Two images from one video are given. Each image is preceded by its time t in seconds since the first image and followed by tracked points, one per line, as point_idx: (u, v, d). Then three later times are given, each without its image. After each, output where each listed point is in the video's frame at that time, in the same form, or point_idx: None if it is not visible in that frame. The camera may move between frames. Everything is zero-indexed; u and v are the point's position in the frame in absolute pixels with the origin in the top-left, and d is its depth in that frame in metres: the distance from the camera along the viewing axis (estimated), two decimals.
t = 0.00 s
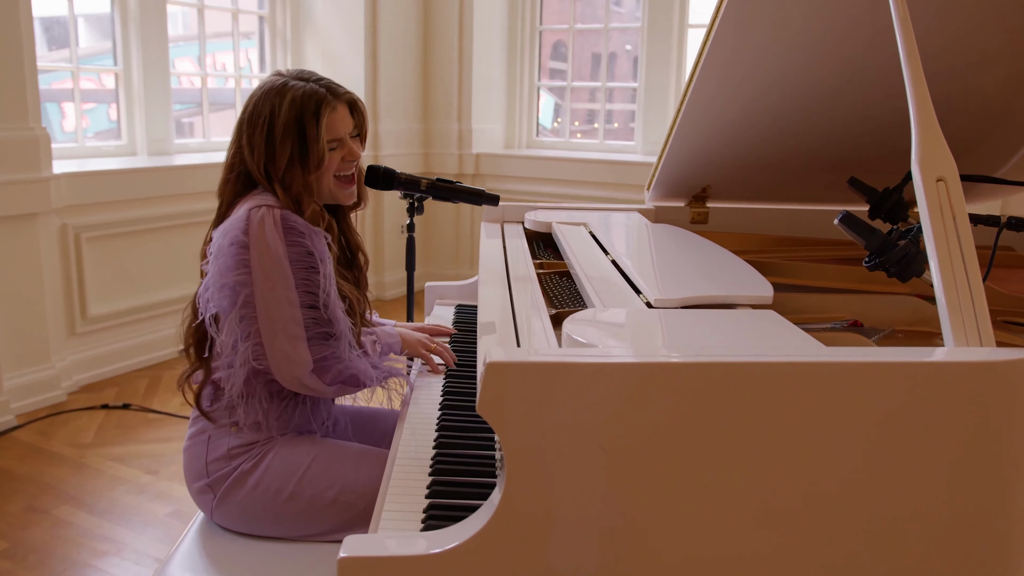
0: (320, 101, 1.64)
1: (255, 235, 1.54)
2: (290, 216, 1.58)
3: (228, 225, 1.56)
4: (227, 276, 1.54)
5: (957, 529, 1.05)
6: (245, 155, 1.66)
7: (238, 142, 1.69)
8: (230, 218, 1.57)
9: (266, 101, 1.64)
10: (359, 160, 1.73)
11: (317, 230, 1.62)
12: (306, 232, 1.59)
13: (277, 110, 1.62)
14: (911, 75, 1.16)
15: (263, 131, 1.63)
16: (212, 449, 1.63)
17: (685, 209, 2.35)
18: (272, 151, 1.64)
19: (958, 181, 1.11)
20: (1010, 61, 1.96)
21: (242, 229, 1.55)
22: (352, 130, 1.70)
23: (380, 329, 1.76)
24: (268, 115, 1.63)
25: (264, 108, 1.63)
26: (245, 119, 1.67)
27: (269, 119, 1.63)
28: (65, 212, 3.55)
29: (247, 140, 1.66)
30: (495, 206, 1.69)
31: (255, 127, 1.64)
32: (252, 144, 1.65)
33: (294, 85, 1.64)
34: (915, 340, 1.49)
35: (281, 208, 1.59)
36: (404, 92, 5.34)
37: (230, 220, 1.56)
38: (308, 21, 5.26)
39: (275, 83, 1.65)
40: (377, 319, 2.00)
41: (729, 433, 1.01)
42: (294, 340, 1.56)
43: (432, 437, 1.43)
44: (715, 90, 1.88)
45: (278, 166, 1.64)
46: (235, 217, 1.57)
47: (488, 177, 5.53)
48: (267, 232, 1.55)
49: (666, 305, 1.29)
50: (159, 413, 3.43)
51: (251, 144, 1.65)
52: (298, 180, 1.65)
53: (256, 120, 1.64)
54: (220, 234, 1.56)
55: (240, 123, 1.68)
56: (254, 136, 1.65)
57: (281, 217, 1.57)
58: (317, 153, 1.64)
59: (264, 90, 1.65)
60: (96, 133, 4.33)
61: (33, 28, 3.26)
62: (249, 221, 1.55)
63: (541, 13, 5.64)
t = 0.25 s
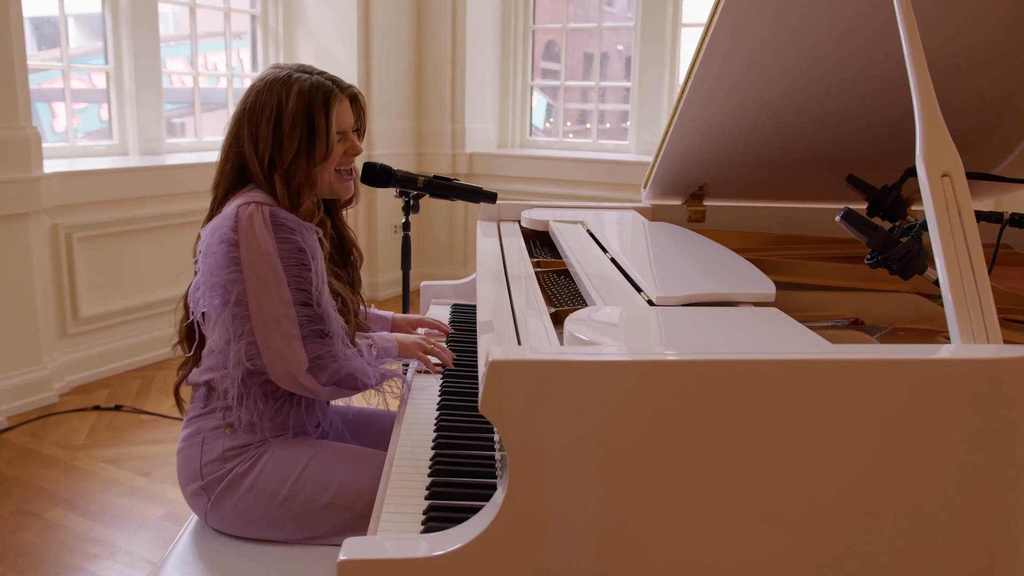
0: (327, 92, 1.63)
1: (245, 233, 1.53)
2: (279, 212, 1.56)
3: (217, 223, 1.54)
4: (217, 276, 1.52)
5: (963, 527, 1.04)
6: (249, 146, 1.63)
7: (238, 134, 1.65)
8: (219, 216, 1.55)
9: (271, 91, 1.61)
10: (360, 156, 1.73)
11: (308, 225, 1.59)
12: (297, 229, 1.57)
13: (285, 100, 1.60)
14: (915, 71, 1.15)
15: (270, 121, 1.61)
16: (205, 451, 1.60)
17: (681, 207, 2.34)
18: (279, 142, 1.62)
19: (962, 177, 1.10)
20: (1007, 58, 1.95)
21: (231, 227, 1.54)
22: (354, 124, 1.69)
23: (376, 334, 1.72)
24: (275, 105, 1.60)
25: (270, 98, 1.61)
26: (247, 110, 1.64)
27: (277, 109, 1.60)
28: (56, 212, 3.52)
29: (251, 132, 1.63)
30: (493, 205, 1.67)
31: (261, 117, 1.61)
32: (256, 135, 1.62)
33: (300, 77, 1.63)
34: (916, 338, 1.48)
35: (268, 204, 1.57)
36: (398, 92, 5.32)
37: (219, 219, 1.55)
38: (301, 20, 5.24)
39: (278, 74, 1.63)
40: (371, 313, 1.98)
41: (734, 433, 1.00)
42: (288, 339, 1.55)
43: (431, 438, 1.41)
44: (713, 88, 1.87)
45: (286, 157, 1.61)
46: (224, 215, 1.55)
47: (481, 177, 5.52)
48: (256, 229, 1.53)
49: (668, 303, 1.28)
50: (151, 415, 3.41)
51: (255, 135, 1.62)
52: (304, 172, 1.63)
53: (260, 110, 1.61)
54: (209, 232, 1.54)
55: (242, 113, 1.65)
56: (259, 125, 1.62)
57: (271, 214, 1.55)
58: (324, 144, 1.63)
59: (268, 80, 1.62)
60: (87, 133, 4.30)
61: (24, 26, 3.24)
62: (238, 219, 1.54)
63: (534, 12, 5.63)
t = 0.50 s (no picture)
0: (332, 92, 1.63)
1: (235, 236, 1.51)
2: (272, 215, 1.54)
3: (206, 227, 1.52)
4: (208, 280, 1.50)
5: (965, 528, 1.04)
6: (252, 142, 1.60)
7: (239, 129, 1.62)
8: (209, 219, 1.53)
9: (276, 87, 1.59)
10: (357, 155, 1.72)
11: (303, 228, 1.58)
12: (289, 231, 1.55)
13: (293, 97, 1.59)
14: (914, 70, 1.15)
15: (277, 118, 1.59)
16: (199, 454, 1.58)
17: (675, 207, 2.33)
18: (285, 139, 1.60)
19: (962, 176, 1.10)
20: (1002, 57, 1.95)
21: (222, 229, 1.51)
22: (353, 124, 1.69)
23: (368, 335, 1.70)
24: (282, 102, 1.59)
25: (277, 95, 1.59)
26: (250, 106, 1.61)
27: (284, 106, 1.59)
28: (44, 212, 3.49)
29: (255, 128, 1.60)
30: (488, 204, 1.65)
31: (268, 113, 1.59)
32: (261, 132, 1.60)
33: (305, 75, 1.62)
34: (914, 337, 1.48)
35: (262, 208, 1.56)
36: (388, 91, 5.30)
37: (210, 222, 1.53)
38: (290, 19, 5.21)
39: (283, 71, 1.62)
40: (365, 315, 1.98)
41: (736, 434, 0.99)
42: (281, 343, 1.53)
43: (426, 439, 1.39)
44: (708, 87, 1.86)
45: (293, 154, 1.60)
46: (215, 218, 1.53)
47: (472, 176, 5.50)
48: (247, 232, 1.51)
49: (666, 303, 1.27)
50: (141, 416, 3.38)
51: (258, 131, 1.60)
52: (309, 170, 1.62)
53: (266, 106, 1.59)
54: (199, 235, 1.52)
55: (243, 108, 1.62)
56: (265, 122, 1.59)
57: (263, 217, 1.54)
58: (330, 143, 1.62)
59: (273, 76, 1.60)
60: (75, 133, 4.27)
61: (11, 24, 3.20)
62: (229, 221, 1.52)
63: (525, 11, 5.61)
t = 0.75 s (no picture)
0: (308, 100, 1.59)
1: (223, 242, 1.49)
2: (257, 220, 1.53)
3: (194, 234, 1.51)
4: (198, 287, 1.49)
5: (969, 531, 1.03)
6: (224, 152, 1.60)
7: (217, 138, 1.63)
8: (196, 226, 1.52)
9: (250, 95, 1.58)
10: (341, 163, 1.68)
11: (288, 233, 1.56)
12: (276, 235, 1.53)
13: (262, 106, 1.57)
14: (915, 73, 1.14)
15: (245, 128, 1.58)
16: (192, 458, 1.56)
17: (670, 207, 2.33)
18: (254, 148, 1.59)
19: (965, 179, 1.10)
20: (995, 58, 1.96)
21: (209, 237, 1.50)
22: (335, 132, 1.65)
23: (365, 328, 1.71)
24: (252, 112, 1.58)
25: (249, 103, 1.58)
26: (227, 114, 1.61)
27: (254, 116, 1.58)
28: (30, 213, 3.45)
29: (228, 137, 1.60)
30: (485, 205, 1.64)
31: (238, 122, 1.59)
32: (233, 141, 1.60)
33: (281, 82, 1.59)
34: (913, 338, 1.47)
35: (245, 212, 1.54)
36: (378, 90, 5.27)
37: (197, 229, 1.51)
38: (279, 18, 5.17)
39: (260, 79, 1.60)
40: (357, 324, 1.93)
41: (743, 440, 0.98)
42: (278, 347, 1.51)
43: (425, 445, 1.38)
44: (704, 89, 1.86)
45: (259, 164, 1.58)
46: (201, 225, 1.52)
47: (462, 176, 5.49)
48: (233, 238, 1.49)
49: (669, 306, 1.27)
50: (131, 419, 3.35)
51: (231, 141, 1.60)
52: (279, 180, 1.60)
53: (237, 116, 1.59)
54: (187, 243, 1.51)
55: (222, 118, 1.62)
56: (237, 131, 1.59)
57: (249, 222, 1.52)
58: (300, 153, 1.59)
59: (249, 85, 1.59)
60: (62, 133, 4.23)
61: None
62: (215, 228, 1.50)
63: (514, 11, 5.60)
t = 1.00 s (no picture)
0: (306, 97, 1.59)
1: (215, 248, 1.48)
2: (247, 225, 1.52)
3: (184, 241, 1.50)
4: (191, 294, 1.48)
5: (974, 528, 1.05)
6: (222, 146, 1.60)
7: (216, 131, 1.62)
8: (186, 232, 1.51)
9: (250, 90, 1.57)
10: (337, 162, 1.68)
11: (279, 236, 1.55)
12: (267, 239, 1.52)
13: (260, 102, 1.56)
14: (919, 76, 1.16)
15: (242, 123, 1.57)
16: (194, 462, 1.55)
17: (668, 208, 2.34)
18: (251, 144, 1.58)
19: (969, 181, 1.11)
20: (990, 60, 1.97)
21: (199, 242, 1.49)
22: (333, 130, 1.65)
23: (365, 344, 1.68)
24: (251, 107, 1.57)
25: (247, 99, 1.57)
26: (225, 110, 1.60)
27: (251, 111, 1.57)
28: (22, 215, 3.43)
29: (227, 132, 1.59)
30: (487, 206, 1.66)
31: (236, 117, 1.58)
32: (231, 135, 1.59)
33: (281, 79, 1.59)
34: (913, 339, 1.49)
35: (235, 216, 1.53)
36: (370, 91, 5.27)
37: (187, 235, 1.50)
38: (270, 19, 5.16)
39: (259, 75, 1.59)
40: (362, 310, 2.01)
41: (753, 440, 1.00)
42: (273, 351, 1.51)
43: (431, 446, 1.38)
44: (703, 90, 1.87)
45: (257, 160, 1.58)
46: (191, 231, 1.51)
47: (454, 177, 5.49)
48: (225, 243, 1.49)
49: (675, 306, 1.28)
50: (124, 421, 3.33)
51: (229, 135, 1.59)
52: (274, 177, 1.59)
53: (236, 111, 1.58)
54: (177, 250, 1.50)
55: (220, 111, 1.61)
56: (235, 126, 1.58)
57: (239, 226, 1.51)
58: (296, 150, 1.58)
59: (248, 80, 1.58)
60: (52, 134, 4.20)
61: None
62: (205, 233, 1.50)
63: (506, 12, 5.61)
